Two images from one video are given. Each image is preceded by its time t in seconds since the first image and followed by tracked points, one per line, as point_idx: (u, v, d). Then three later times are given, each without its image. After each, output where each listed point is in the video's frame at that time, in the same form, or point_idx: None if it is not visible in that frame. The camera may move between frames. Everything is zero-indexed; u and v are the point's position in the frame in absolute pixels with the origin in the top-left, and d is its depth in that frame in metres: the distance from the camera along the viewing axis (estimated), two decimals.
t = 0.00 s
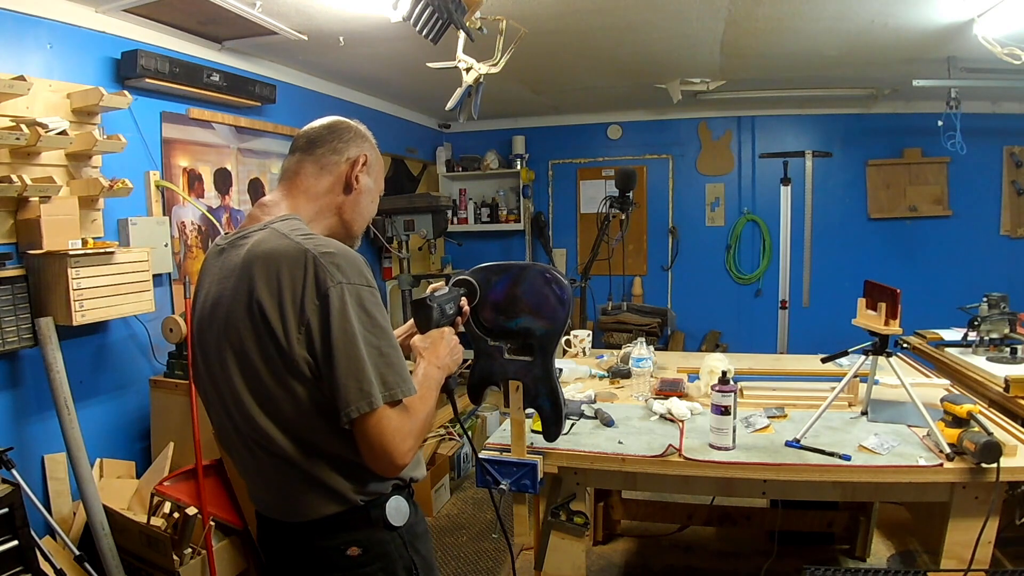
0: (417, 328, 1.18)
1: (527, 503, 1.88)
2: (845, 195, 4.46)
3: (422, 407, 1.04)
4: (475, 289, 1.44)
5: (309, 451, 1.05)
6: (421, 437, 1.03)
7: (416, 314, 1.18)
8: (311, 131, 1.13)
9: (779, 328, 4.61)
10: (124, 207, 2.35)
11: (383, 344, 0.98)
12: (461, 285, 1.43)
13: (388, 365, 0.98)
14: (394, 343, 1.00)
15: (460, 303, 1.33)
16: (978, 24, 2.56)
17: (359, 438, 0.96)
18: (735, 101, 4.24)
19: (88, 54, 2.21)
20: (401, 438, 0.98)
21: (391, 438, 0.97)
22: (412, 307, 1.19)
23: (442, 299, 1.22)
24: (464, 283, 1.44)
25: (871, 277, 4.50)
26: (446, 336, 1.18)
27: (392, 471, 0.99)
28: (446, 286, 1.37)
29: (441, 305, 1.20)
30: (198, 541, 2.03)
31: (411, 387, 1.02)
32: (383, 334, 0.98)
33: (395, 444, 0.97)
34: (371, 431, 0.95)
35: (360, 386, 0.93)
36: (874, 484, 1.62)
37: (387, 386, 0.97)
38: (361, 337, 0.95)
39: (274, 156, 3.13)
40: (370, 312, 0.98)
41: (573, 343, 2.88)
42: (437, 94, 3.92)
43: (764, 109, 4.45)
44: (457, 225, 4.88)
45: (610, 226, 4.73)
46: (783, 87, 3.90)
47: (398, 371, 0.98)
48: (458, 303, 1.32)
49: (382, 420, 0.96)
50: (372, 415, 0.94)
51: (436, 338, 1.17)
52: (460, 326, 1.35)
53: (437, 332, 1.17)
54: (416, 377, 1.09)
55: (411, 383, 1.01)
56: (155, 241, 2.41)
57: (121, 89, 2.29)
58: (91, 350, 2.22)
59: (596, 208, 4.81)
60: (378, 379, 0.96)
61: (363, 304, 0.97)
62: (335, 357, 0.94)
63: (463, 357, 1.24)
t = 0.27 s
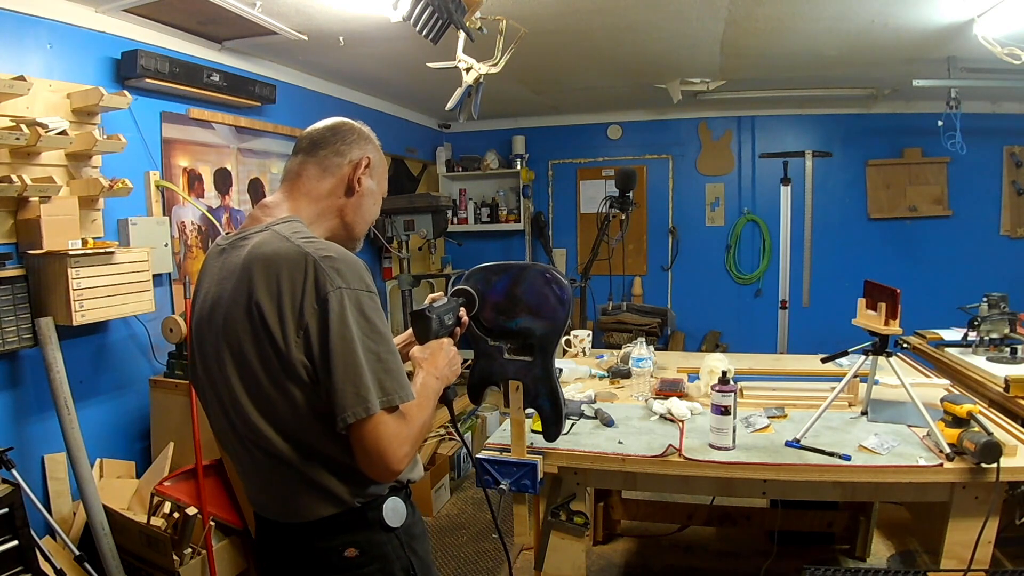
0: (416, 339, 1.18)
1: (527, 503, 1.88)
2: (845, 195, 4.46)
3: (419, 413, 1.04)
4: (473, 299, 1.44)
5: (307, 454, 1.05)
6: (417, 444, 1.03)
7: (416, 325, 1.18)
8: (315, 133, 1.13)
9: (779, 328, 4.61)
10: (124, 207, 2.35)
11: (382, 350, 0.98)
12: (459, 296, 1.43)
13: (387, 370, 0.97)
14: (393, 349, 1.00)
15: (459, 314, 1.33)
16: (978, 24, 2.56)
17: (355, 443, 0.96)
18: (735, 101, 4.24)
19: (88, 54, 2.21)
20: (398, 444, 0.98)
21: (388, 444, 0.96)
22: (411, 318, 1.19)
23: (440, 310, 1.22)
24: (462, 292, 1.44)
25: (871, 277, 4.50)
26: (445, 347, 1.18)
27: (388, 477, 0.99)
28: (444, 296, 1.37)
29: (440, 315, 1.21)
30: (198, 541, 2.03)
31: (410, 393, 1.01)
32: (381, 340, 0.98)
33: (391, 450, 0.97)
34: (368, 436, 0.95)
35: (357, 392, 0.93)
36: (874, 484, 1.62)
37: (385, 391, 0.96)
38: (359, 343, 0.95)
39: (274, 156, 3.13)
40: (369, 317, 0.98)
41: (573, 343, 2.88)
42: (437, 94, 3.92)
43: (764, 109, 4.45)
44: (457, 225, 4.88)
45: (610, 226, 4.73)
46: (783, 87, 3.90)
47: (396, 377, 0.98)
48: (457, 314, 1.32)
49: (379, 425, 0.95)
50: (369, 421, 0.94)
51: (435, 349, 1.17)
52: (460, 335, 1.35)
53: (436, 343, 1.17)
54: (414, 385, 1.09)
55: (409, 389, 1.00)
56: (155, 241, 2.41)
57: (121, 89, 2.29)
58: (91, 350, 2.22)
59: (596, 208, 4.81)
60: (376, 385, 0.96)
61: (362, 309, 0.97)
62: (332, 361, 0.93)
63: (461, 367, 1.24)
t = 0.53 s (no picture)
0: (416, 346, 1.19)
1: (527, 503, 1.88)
2: (845, 195, 4.45)
3: (419, 418, 1.04)
4: (473, 305, 1.44)
5: (306, 455, 1.05)
6: (416, 448, 1.03)
7: (416, 332, 1.20)
8: (319, 134, 1.13)
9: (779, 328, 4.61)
10: (124, 207, 2.35)
11: (381, 354, 0.98)
12: (458, 302, 1.43)
13: (386, 375, 0.97)
14: (393, 353, 1.00)
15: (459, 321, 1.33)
16: (978, 24, 2.56)
17: (354, 446, 0.95)
18: (735, 101, 4.24)
19: (88, 54, 2.21)
20: (397, 447, 0.98)
21: (386, 447, 0.96)
22: (411, 326, 1.21)
23: (439, 317, 1.23)
24: (461, 297, 1.44)
25: (871, 277, 4.50)
26: (444, 354, 1.18)
27: (386, 481, 0.98)
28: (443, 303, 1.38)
29: (439, 322, 1.22)
30: (198, 541, 2.02)
31: (409, 398, 1.01)
32: (381, 344, 0.98)
33: (390, 453, 0.97)
34: (366, 439, 0.94)
35: (356, 397, 0.93)
36: (874, 484, 1.62)
37: (384, 396, 0.96)
38: (358, 347, 0.95)
39: (274, 156, 3.13)
40: (369, 321, 0.98)
41: (573, 343, 2.88)
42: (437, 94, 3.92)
43: (764, 109, 4.45)
44: (457, 225, 4.88)
45: (610, 226, 4.74)
46: (783, 87, 3.89)
47: (396, 381, 0.98)
48: (457, 322, 1.33)
49: (377, 429, 0.95)
50: (367, 425, 0.94)
51: (435, 356, 1.17)
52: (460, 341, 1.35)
53: (436, 350, 1.17)
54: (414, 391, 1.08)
55: (408, 393, 1.00)
56: (155, 241, 2.41)
57: (121, 89, 2.29)
58: (91, 350, 2.22)
59: (596, 208, 4.81)
60: (375, 389, 0.96)
61: (362, 313, 0.97)
62: (331, 365, 0.93)
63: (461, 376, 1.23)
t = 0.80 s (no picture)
0: (417, 353, 1.21)
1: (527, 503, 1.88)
2: (845, 195, 4.45)
3: (419, 423, 1.04)
4: (472, 311, 1.43)
5: (305, 456, 1.05)
6: (415, 452, 1.02)
7: (417, 339, 1.21)
8: (325, 135, 1.13)
9: (778, 328, 4.61)
10: (124, 207, 2.35)
11: (382, 357, 0.98)
12: (458, 309, 1.42)
13: (386, 378, 0.97)
14: (394, 356, 1.00)
15: (461, 327, 1.33)
16: (978, 24, 2.56)
17: (353, 448, 0.95)
18: (735, 101, 4.24)
19: (88, 54, 2.21)
20: (396, 450, 0.98)
21: (385, 450, 0.96)
22: (412, 332, 1.22)
23: (440, 323, 1.24)
24: (461, 305, 1.43)
25: (871, 277, 4.50)
26: (445, 360, 1.18)
27: (384, 484, 0.98)
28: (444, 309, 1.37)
29: (440, 329, 1.22)
30: (199, 541, 2.02)
31: (410, 401, 1.01)
32: (382, 347, 0.98)
33: (389, 456, 0.97)
34: (366, 442, 0.94)
35: (355, 400, 0.93)
36: (873, 484, 1.62)
37: (385, 399, 0.96)
38: (359, 349, 0.95)
39: (274, 156, 3.13)
40: (371, 324, 0.98)
41: (573, 343, 2.88)
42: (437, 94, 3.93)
43: (764, 109, 4.45)
44: (457, 225, 4.88)
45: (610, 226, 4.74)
46: (783, 87, 3.90)
47: (396, 384, 0.98)
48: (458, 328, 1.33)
49: (377, 432, 0.95)
50: (366, 429, 0.94)
51: (436, 362, 1.17)
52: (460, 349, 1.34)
53: (437, 357, 1.18)
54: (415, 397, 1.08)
55: (409, 397, 1.00)
56: (155, 241, 2.41)
57: (121, 89, 2.29)
58: (91, 350, 2.22)
59: (596, 208, 4.81)
60: (375, 392, 0.96)
61: (363, 316, 0.97)
62: (331, 368, 0.93)
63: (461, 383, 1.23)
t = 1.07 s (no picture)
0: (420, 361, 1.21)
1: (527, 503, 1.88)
2: (845, 195, 4.45)
3: (420, 427, 1.04)
4: (473, 318, 1.43)
5: (305, 456, 1.05)
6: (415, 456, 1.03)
7: (419, 347, 1.21)
8: (330, 136, 1.12)
9: (779, 328, 4.61)
10: (124, 207, 2.35)
11: (383, 360, 0.98)
12: (461, 316, 1.42)
13: (387, 381, 0.97)
14: (395, 359, 1.00)
15: (461, 333, 1.33)
16: (978, 24, 2.56)
17: (353, 450, 0.95)
18: (735, 101, 4.24)
19: (88, 54, 2.21)
20: (396, 453, 0.98)
21: (385, 453, 0.96)
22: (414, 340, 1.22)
23: (442, 331, 1.24)
24: (463, 310, 1.43)
25: (871, 277, 4.50)
26: (447, 367, 1.17)
27: (384, 487, 0.98)
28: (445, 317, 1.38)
29: (442, 337, 1.22)
30: (199, 541, 2.02)
31: (411, 404, 1.02)
32: (383, 350, 0.98)
33: (389, 459, 0.97)
34: (366, 444, 0.95)
35: (355, 402, 0.93)
36: (873, 484, 1.62)
37: (385, 401, 0.96)
38: (360, 352, 0.95)
39: (274, 156, 3.13)
40: (372, 327, 0.98)
41: (573, 343, 2.88)
42: (437, 94, 3.93)
43: (764, 109, 4.45)
44: (457, 225, 4.88)
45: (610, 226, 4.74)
46: (783, 87, 3.90)
47: (397, 387, 0.98)
48: (459, 335, 1.33)
49: (377, 434, 0.95)
50: (365, 431, 0.94)
51: (437, 370, 1.16)
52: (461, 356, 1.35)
53: (439, 363, 1.17)
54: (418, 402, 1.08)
55: (409, 400, 1.00)
56: (155, 241, 2.41)
57: (121, 89, 2.29)
58: (91, 350, 2.22)
59: (596, 208, 4.81)
60: (375, 394, 0.96)
61: (364, 318, 0.97)
62: (332, 370, 0.93)
63: (463, 391, 1.22)
